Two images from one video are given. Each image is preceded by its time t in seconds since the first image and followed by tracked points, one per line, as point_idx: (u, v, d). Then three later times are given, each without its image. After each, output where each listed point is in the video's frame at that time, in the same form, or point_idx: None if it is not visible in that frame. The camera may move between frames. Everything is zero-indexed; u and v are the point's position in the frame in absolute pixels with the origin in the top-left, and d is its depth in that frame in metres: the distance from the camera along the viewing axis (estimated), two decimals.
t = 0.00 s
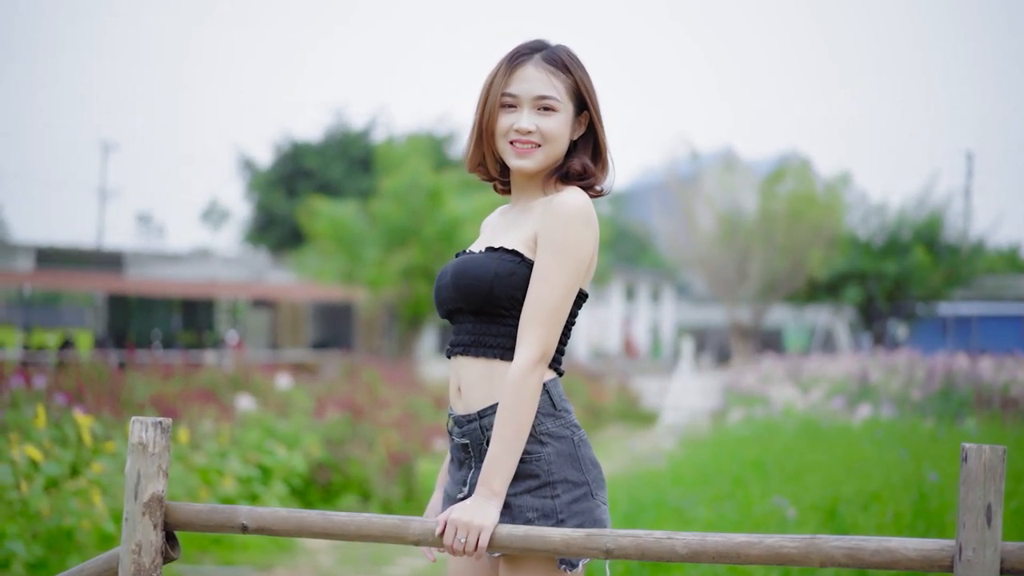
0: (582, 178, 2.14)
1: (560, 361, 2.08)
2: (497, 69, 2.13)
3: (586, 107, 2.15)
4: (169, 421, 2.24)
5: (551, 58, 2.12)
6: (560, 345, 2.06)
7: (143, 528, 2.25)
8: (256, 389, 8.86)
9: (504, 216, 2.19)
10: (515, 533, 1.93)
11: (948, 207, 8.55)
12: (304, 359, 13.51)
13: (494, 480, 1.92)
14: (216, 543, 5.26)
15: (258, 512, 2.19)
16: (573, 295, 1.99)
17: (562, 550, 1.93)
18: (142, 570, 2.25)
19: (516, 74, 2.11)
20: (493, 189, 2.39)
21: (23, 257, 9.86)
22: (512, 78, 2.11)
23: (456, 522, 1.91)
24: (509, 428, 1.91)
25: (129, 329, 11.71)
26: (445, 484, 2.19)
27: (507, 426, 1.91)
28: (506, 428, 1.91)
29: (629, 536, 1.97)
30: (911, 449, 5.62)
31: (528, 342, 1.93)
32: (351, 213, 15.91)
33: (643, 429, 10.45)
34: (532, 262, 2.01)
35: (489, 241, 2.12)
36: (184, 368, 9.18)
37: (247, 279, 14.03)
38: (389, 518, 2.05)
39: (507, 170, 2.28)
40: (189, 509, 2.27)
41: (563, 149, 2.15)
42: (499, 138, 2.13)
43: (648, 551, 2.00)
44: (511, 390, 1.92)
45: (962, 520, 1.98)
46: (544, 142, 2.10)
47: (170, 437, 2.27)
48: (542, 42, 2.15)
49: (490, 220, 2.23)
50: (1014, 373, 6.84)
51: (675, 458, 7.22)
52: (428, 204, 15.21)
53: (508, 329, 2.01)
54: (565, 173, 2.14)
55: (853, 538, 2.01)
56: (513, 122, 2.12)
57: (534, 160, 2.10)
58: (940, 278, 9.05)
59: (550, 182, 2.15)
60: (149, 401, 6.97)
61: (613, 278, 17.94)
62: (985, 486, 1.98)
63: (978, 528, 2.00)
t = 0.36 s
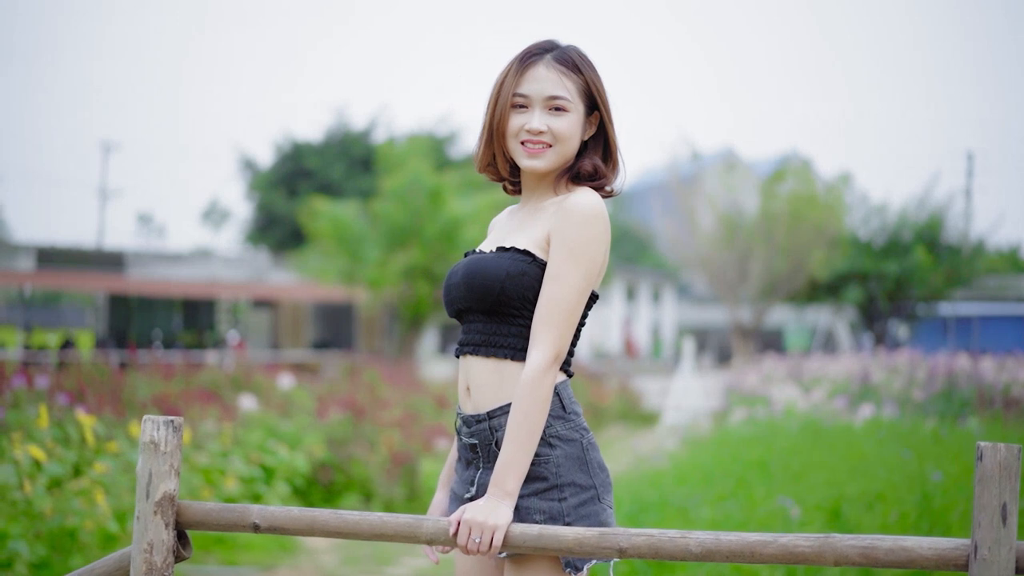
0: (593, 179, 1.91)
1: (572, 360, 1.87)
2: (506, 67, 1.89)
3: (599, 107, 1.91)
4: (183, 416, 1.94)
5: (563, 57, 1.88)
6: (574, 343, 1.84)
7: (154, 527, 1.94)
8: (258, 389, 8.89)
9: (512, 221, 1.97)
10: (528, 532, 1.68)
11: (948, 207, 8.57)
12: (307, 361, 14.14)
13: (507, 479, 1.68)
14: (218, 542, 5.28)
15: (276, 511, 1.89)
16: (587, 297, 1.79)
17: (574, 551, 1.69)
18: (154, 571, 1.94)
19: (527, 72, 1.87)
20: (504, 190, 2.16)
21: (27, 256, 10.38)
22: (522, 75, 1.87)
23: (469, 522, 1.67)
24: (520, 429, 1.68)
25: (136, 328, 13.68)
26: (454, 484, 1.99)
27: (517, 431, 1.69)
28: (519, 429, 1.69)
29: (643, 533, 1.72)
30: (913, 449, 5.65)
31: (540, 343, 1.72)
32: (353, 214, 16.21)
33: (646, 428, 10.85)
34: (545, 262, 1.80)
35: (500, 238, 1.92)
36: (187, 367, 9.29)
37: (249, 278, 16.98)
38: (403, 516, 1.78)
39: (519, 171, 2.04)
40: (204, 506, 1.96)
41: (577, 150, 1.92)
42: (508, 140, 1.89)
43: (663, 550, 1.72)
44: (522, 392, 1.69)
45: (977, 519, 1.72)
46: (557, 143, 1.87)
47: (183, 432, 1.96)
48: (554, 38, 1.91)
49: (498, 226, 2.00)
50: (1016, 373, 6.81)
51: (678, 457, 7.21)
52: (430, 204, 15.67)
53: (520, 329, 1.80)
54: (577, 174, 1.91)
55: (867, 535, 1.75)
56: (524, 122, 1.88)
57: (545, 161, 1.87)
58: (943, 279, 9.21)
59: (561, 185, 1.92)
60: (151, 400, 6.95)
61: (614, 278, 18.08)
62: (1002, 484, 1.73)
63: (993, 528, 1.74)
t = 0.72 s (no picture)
0: (601, 179, 1.91)
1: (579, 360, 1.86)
2: (514, 68, 1.89)
3: (607, 107, 1.90)
4: (193, 415, 1.92)
5: (570, 57, 1.88)
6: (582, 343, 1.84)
7: (164, 526, 1.93)
8: (259, 389, 8.88)
9: (520, 221, 1.96)
10: (539, 530, 1.67)
11: (949, 207, 8.55)
12: (307, 361, 14.11)
13: (517, 478, 1.67)
14: (221, 542, 5.27)
15: (284, 510, 1.88)
16: (596, 296, 1.78)
17: (584, 550, 1.67)
18: (163, 569, 1.93)
19: (535, 73, 1.87)
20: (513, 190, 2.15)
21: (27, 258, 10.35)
22: (530, 75, 1.86)
23: (480, 521, 1.66)
24: (530, 427, 1.68)
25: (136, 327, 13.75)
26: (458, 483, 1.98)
27: (526, 431, 1.68)
28: (529, 427, 1.68)
29: (655, 532, 1.71)
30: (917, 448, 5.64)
31: (549, 342, 1.71)
32: (354, 214, 16.22)
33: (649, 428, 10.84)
34: (553, 261, 1.80)
35: (507, 237, 1.91)
36: (188, 367, 9.28)
37: (250, 279, 16.96)
38: (411, 514, 1.76)
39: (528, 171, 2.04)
40: (213, 506, 1.95)
41: (584, 150, 1.91)
42: (517, 140, 1.89)
43: (674, 550, 1.71)
44: (532, 390, 1.69)
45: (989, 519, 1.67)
46: (564, 143, 1.86)
47: (193, 431, 1.96)
48: (561, 38, 1.91)
49: (506, 225, 2.00)
50: (1018, 373, 6.79)
51: (680, 458, 7.20)
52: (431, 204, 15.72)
53: (527, 328, 1.79)
54: (584, 174, 1.90)
55: (878, 534, 1.71)
56: (532, 123, 1.87)
57: (553, 161, 1.86)
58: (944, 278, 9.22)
59: (570, 185, 1.91)
60: (153, 400, 6.94)
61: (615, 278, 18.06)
62: (1015, 483, 1.67)
63: (1007, 526, 1.69)
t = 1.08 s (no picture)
0: (610, 178, 1.91)
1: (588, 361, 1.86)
2: (523, 67, 1.89)
3: (616, 106, 1.90)
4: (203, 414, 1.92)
5: (579, 56, 1.87)
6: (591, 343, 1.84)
7: (174, 525, 1.93)
8: (261, 389, 8.90)
9: (528, 219, 1.96)
10: (551, 529, 1.67)
11: (949, 207, 8.56)
12: (307, 360, 14.16)
13: (529, 478, 1.67)
14: (223, 542, 5.27)
15: (295, 509, 1.87)
16: (606, 297, 1.78)
17: (596, 550, 1.67)
18: (174, 569, 1.92)
19: (544, 72, 1.87)
20: (522, 189, 2.14)
21: (28, 258, 10.39)
22: (539, 74, 1.86)
23: (491, 519, 1.66)
24: (542, 428, 1.68)
25: (135, 327, 13.83)
26: (467, 483, 1.98)
27: (538, 430, 1.68)
28: (541, 427, 1.68)
29: (667, 531, 1.71)
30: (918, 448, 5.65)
31: (561, 342, 1.71)
32: (355, 213, 16.25)
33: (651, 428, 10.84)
34: (564, 261, 1.80)
35: (515, 237, 1.91)
36: (189, 367, 9.30)
37: (251, 279, 16.98)
38: (423, 513, 1.76)
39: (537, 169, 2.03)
40: (224, 505, 1.94)
41: (592, 149, 1.90)
42: (526, 139, 1.89)
43: (687, 549, 1.71)
44: (543, 391, 1.69)
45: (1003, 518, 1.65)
46: (573, 142, 1.86)
47: (205, 430, 1.95)
48: (570, 37, 1.90)
49: (513, 225, 2.00)
50: (1019, 373, 6.78)
51: (682, 458, 7.23)
52: (431, 204, 15.74)
53: (537, 328, 1.79)
54: (593, 174, 1.90)
55: (892, 533, 1.71)
56: (541, 121, 1.87)
57: (562, 160, 1.86)
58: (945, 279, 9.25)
59: (578, 185, 1.91)
60: (155, 400, 6.96)
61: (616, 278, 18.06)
62: None
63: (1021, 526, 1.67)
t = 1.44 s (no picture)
0: (621, 179, 1.91)
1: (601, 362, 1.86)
2: (534, 66, 1.88)
3: (626, 105, 1.90)
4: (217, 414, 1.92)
5: (590, 55, 1.87)
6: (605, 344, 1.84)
7: (188, 524, 1.92)
8: (262, 388, 8.90)
9: (538, 219, 1.95)
10: (566, 529, 1.66)
11: (950, 208, 8.59)
12: (309, 360, 14.18)
13: (543, 479, 1.67)
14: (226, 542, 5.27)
15: (308, 509, 1.87)
16: (621, 297, 1.78)
17: (610, 549, 1.67)
18: (187, 568, 1.92)
19: (555, 71, 1.86)
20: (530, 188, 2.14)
21: (29, 258, 10.40)
22: (551, 73, 1.86)
23: (505, 519, 1.66)
24: (557, 428, 1.67)
25: (137, 327, 13.84)
26: (477, 483, 1.98)
27: (553, 431, 1.68)
28: (556, 428, 1.67)
29: (682, 531, 1.71)
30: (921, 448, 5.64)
31: (576, 343, 1.71)
32: (356, 213, 16.26)
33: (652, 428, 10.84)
34: (577, 262, 1.79)
35: (526, 238, 1.90)
36: (190, 368, 9.29)
37: (251, 278, 16.99)
38: (437, 513, 1.76)
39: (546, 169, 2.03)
40: (237, 505, 1.94)
41: (602, 148, 1.90)
42: (536, 138, 1.88)
43: (702, 549, 1.70)
44: (558, 392, 1.69)
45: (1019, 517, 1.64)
46: (584, 141, 1.86)
47: (217, 429, 1.95)
48: (581, 36, 1.90)
49: (522, 225, 2.00)
50: (1021, 373, 6.77)
51: (684, 457, 7.24)
52: (433, 204, 15.76)
53: (551, 329, 1.79)
54: (604, 173, 1.90)
55: (908, 533, 1.70)
56: (552, 120, 1.87)
57: (572, 160, 1.86)
58: (946, 279, 9.28)
59: (589, 184, 1.91)
60: (157, 399, 6.95)
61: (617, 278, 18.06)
62: None
63: None
